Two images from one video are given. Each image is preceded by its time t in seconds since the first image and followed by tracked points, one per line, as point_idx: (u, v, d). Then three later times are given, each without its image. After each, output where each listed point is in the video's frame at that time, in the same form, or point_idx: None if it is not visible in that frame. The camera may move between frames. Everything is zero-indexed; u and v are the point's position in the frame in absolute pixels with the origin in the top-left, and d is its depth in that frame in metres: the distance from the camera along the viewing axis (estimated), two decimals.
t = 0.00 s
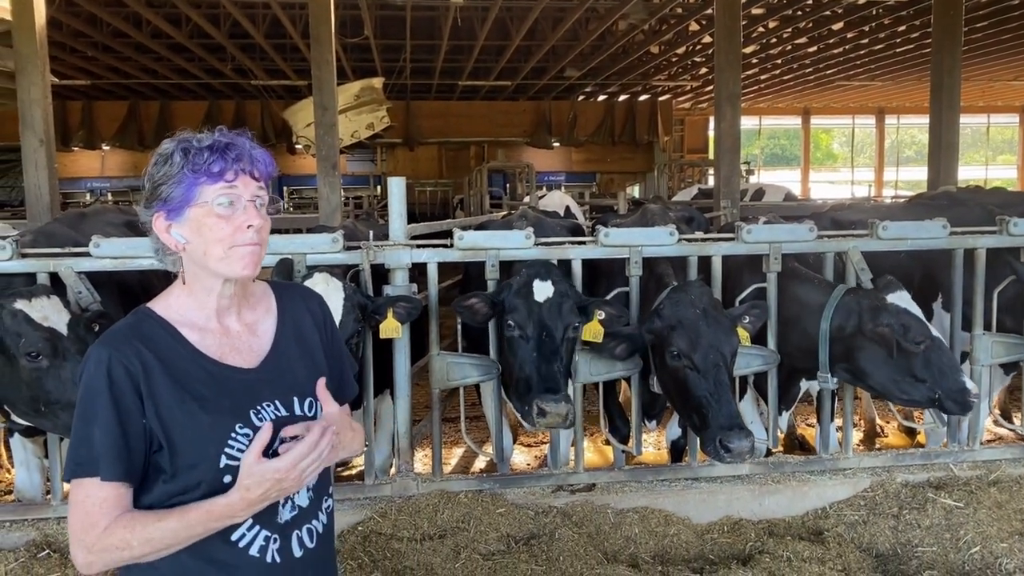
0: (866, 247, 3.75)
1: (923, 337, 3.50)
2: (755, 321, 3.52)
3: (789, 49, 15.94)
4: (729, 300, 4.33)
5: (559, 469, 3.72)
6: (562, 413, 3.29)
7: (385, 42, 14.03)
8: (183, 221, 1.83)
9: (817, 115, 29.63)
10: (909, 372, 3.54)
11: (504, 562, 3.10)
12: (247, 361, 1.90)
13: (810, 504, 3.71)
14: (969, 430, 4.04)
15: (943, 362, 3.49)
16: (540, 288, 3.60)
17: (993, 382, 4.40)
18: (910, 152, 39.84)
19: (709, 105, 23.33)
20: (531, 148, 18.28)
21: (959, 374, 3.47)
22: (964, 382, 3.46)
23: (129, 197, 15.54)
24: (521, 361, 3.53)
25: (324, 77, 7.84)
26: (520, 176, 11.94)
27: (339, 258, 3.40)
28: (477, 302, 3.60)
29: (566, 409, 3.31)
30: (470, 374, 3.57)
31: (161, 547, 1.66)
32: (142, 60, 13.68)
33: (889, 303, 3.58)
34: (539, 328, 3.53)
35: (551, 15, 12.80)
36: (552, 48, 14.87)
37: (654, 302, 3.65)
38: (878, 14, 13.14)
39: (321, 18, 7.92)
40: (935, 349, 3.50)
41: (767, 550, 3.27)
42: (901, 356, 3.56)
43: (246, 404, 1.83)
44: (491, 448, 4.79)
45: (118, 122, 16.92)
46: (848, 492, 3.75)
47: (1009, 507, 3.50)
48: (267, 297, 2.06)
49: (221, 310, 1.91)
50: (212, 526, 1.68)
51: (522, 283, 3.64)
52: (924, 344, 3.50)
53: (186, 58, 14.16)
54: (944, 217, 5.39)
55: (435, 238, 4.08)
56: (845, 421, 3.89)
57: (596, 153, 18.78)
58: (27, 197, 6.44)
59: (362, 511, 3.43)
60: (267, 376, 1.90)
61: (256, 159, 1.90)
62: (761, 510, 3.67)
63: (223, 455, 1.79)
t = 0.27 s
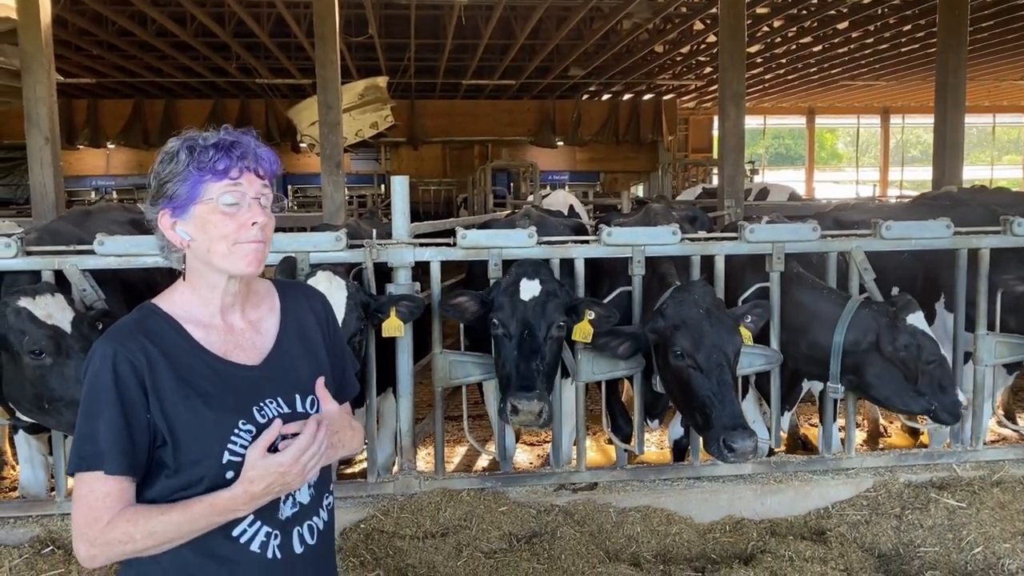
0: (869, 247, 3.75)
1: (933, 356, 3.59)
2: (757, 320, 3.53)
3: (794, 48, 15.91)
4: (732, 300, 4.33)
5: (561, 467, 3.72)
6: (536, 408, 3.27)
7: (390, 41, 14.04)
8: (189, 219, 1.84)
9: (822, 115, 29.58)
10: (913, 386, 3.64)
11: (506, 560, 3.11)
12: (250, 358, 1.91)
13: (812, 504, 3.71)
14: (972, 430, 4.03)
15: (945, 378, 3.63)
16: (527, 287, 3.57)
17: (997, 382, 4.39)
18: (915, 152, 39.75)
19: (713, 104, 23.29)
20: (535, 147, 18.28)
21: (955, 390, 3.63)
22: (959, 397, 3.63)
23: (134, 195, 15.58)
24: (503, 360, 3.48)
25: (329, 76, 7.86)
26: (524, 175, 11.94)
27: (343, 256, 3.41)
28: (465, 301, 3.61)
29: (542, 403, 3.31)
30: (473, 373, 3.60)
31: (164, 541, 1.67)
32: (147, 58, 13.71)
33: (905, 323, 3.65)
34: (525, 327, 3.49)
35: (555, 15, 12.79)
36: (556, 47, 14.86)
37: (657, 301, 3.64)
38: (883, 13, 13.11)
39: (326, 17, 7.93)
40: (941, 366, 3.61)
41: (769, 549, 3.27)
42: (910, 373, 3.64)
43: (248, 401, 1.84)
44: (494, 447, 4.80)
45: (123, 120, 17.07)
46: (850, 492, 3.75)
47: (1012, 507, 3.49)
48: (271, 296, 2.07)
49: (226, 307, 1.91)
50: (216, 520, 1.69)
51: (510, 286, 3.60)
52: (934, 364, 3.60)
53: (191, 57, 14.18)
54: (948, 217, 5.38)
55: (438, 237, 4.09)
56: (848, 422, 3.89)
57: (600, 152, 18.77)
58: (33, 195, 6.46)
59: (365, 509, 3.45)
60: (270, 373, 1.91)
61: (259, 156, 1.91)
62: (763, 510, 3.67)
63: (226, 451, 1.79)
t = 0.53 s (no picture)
0: (872, 247, 3.73)
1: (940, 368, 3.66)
2: (760, 319, 3.51)
3: (799, 47, 15.86)
4: (734, 299, 4.32)
5: (564, 466, 3.72)
6: (519, 403, 3.26)
7: (393, 39, 14.04)
8: (186, 224, 1.84)
9: (827, 113, 29.51)
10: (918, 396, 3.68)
11: (509, 559, 3.11)
12: (253, 354, 1.91)
13: (815, 503, 3.71)
14: (975, 430, 4.03)
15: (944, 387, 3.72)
16: (522, 284, 3.56)
17: (1001, 382, 4.38)
18: (921, 151, 39.64)
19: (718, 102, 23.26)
20: (539, 145, 18.27)
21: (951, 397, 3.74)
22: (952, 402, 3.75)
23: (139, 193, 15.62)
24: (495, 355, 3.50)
25: (332, 74, 7.86)
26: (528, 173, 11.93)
27: (346, 254, 3.42)
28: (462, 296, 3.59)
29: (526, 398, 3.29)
30: (476, 371, 3.60)
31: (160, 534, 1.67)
32: (151, 56, 13.73)
33: (920, 339, 3.66)
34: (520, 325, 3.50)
35: (559, 13, 12.78)
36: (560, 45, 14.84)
37: (660, 300, 3.64)
38: (889, 11, 13.04)
39: (330, 15, 7.93)
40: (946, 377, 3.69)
41: (771, 548, 3.27)
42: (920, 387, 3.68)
43: (249, 397, 1.84)
44: (497, 445, 4.79)
45: (127, 118, 17.14)
46: (853, 491, 3.75)
47: (1015, 507, 3.48)
48: (277, 294, 2.07)
49: (230, 303, 1.92)
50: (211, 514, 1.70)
51: (506, 282, 3.60)
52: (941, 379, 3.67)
53: (196, 55, 14.20)
54: (953, 216, 5.36)
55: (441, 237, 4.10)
56: (850, 421, 3.88)
57: (604, 151, 18.75)
58: (37, 192, 6.48)
59: (368, 507, 3.46)
60: (272, 370, 1.91)
61: (243, 149, 1.90)
62: (766, 509, 3.67)
63: (224, 445, 1.79)
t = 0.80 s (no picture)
0: (876, 247, 3.73)
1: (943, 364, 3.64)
2: (762, 320, 3.50)
3: (804, 47, 15.84)
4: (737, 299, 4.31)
5: (565, 466, 3.71)
6: (515, 391, 3.23)
7: (398, 38, 14.04)
8: (189, 225, 1.86)
9: (831, 113, 29.47)
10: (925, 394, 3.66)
11: (510, 559, 3.11)
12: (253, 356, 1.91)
13: (816, 505, 3.70)
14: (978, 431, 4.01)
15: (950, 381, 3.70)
16: (529, 283, 3.56)
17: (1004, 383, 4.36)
18: (925, 151, 39.60)
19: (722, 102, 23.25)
20: (543, 145, 18.27)
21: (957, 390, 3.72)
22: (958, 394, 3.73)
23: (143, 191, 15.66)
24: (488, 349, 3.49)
25: (336, 74, 7.87)
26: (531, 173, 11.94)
27: (348, 254, 3.43)
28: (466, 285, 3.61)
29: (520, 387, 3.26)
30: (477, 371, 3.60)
31: (118, 503, 1.61)
32: (156, 55, 13.76)
33: (921, 336, 3.64)
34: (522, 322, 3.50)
35: (563, 12, 12.77)
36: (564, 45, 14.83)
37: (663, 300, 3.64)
38: (894, 11, 13.02)
39: (333, 14, 7.93)
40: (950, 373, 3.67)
41: (773, 550, 3.27)
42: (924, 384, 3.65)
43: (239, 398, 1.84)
44: (499, 445, 4.79)
45: (132, 116, 17.25)
46: (855, 493, 3.74)
47: (1018, 509, 3.47)
48: (287, 297, 2.06)
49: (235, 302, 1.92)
50: (158, 465, 1.60)
51: (512, 280, 3.60)
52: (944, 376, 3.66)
53: (200, 54, 14.22)
54: (956, 217, 5.34)
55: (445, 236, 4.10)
56: (852, 422, 3.88)
57: (608, 150, 18.75)
58: (41, 191, 6.49)
59: (370, 506, 3.46)
60: (267, 374, 1.90)
61: (236, 145, 1.89)
62: (767, 510, 3.67)
63: (205, 444, 1.80)
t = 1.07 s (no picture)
0: (878, 246, 3.72)
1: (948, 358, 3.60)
2: (764, 320, 3.49)
3: (808, 46, 15.80)
4: (739, 299, 4.31)
5: (566, 464, 3.72)
6: (507, 372, 3.24)
7: (401, 37, 14.05)
8: (188, 221, 1.87)
9: (836, 112, 29.42)
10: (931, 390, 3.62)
11: (511, 557, 3.11)
12: (246, 352, 1.91)
13: (818, 505, 3.70)
14: (981, 431, 4.00)
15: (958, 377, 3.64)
16: (533, 278, 3.58)
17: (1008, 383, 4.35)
18: (930, 150, 39.55)
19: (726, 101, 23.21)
20: (546, 144, 18.26)
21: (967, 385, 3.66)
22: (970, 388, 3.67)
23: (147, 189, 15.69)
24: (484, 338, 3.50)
25: (339, 72, 7.87)
26: (534, 172, 11.94)
27: (349, 252, 3.43)
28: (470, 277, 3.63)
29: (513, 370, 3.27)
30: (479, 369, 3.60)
31: (125, 486, 1.71)
32: (161, 53, 13.78)
33: (923, 327, 3.64)
34: (520, 314, 3.51)
35: (567, 11, 12.76)
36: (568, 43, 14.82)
37: (665, 300, 3.64)
38: (898, 10, 12.98)
39: (336, 12, 7.93)
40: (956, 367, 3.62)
41: (775, 549, 3.26)
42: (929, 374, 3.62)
43: (225, 392, 1.85)
44: (500, 443, 4.79)
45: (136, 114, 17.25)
46: (858, 492, 3.73)
47: (1020, 509, 3.47)
48: (288, 293, 2.05)
49: (232, 298, 1.92)
50: (168, 447, 1.71)
51: (516, 274, 3.61)
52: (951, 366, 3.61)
53: (204, 52, 14.24)
54: (959, 216, 5.32)
55: (446, 234, 4.09)
56: (855, 422, 3.87)
57: (612, 149, 18.73)
58: (45, 188, 6.50)
59: (371, 504, 3.47)
60: (258, 369, 1.90)
61: (246, 151, 1.87)
62: (769, 509, 3.67)
63: (189, 434, 1.81)
